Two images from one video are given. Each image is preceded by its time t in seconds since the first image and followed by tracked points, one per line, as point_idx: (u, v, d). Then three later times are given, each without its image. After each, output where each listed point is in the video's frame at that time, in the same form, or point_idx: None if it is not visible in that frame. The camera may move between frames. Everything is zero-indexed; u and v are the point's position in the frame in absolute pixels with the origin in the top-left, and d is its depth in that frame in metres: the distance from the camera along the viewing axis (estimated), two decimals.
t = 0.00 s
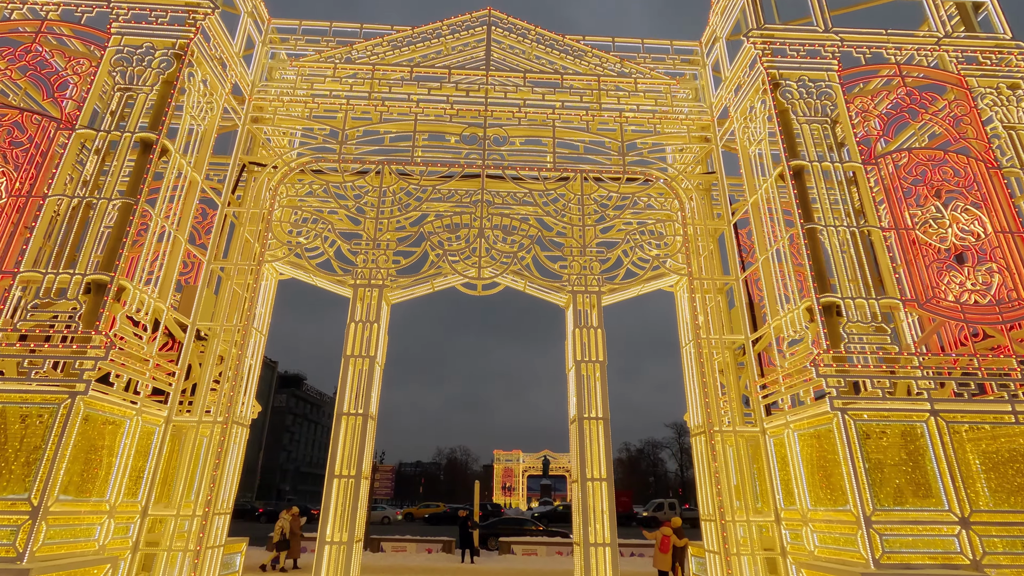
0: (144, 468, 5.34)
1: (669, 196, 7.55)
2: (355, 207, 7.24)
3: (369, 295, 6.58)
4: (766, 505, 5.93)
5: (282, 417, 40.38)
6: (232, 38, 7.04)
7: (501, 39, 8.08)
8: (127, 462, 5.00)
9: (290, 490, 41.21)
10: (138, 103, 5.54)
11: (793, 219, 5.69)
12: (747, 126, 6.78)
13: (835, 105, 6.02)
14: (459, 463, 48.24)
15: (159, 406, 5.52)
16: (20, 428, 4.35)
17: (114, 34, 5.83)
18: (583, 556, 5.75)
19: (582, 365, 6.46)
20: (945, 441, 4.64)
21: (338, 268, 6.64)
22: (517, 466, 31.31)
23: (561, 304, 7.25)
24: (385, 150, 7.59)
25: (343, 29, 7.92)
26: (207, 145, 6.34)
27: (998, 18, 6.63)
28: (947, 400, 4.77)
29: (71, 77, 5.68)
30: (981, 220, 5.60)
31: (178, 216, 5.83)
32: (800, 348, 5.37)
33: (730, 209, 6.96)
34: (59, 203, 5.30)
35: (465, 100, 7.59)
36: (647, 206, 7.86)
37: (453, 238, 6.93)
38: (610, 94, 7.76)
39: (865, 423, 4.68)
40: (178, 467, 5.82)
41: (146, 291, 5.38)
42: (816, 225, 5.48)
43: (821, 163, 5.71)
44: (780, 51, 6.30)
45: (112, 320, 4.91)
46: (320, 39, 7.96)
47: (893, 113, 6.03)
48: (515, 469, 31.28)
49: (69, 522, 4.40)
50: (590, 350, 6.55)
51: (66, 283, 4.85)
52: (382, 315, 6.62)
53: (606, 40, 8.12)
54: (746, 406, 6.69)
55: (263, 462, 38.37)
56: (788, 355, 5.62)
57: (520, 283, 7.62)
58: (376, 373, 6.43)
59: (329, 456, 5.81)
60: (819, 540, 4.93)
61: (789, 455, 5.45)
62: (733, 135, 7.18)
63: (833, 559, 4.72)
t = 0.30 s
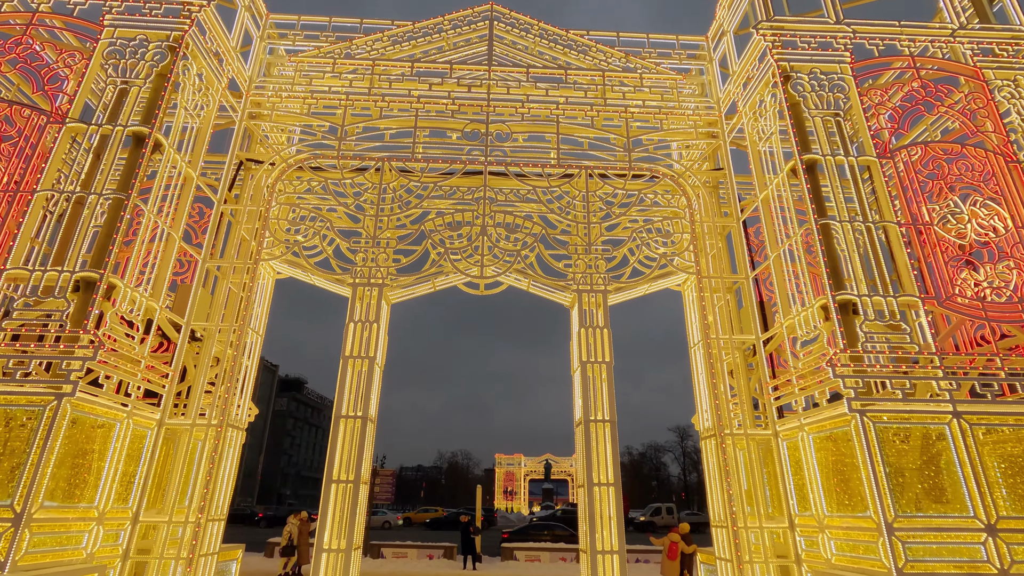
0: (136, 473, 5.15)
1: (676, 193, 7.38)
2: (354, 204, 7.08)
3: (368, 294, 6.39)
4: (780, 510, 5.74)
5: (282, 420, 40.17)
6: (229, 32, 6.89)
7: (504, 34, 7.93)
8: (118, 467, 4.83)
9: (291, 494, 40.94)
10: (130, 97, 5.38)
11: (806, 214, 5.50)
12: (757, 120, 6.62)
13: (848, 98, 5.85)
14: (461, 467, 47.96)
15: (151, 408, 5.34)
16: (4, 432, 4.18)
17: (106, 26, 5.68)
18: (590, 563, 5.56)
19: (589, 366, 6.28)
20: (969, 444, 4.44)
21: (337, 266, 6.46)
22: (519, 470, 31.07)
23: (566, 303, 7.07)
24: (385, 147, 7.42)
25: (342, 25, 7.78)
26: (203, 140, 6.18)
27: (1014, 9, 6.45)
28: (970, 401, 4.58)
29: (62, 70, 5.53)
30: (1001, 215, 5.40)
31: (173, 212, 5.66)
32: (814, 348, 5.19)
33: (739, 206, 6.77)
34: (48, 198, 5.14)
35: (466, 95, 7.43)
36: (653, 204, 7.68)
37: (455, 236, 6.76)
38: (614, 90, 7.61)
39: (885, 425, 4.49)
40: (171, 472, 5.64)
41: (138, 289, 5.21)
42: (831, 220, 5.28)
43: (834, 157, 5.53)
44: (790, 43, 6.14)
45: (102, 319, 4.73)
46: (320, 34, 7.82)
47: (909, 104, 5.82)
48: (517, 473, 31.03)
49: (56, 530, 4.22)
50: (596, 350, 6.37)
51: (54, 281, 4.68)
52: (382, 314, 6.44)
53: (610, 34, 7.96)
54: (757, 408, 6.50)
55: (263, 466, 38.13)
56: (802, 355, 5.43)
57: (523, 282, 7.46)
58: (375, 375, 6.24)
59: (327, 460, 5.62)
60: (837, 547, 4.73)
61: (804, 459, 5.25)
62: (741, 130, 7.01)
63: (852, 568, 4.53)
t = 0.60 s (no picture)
0: (122, 473, 4.98)
1: (679, 187, 7.23)
2: (349, 198, 6.92)
3: (363, 289, 6.23)
4: (785, 511, 5.59)
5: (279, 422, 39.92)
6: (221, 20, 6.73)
7: (503, 25, 7.78)
8: (102, 466, 4.66)
9: (287, 496, 40.66)
10: (118, 84, 5.22)
11: (813, 207, 5.34)
12: (761, 112, 6.47)
13: (855, 89, 5.70)
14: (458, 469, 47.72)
15: (138, 405, 5.18)
16: None
17: (94, 12, 5.52)
18: (591, 566, 5.39)
19: (589, 363, 6.13)
20: (984, 442, 4.29)
21: (331, 261, 6.30)
22: (517, 472, 30.87)
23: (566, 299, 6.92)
24: (381, 139, 7.26)
25: (338, 15, 7.63)
26: (194, 131, 6.02)
27: None
28: (985, 397, 4.43)
29: (48, 57, 5.37)
30: (1013, 207, 5.27)
31: (162, 203, 5.49)
32: (821, 344, 5.03)
33: (743, 200, 6.62)
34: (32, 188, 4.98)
35: (465, 87, 7.27)
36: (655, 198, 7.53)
37: (453, 230, 6.59)
38: (616, 83, 7.46)
39: (897, 423, 4.33)
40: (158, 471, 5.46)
41: (124, 282, 5.05)
42: (839, 212, 5.13)
43: (842, 148, 5.39)
44: (796, 33, 6.00)
45: (85, 312, 4.57)
46: (315, 25, 7.66)
47: (918, 95, 5.69)
48: (516, 475, 30.82)
49: (36, 531, 4.05)
50: (597, 347, 6.21)
51: (36, 273, 4.52)
52: (377, 310, 6.27)
53: (611, 26, 7.81)
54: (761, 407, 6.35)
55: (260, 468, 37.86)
56: (808, 352, 5.28)
57: (522, 278, 7.31)
58: (370, 372, 6.07)
59: (320, 459, 5.46)
60: (846, 549, 4.58)
61: (811, 458, 5.09)
62: (745, 122, 6.86)
63: (863, 570, 4.38)
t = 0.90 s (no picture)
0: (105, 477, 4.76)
1: (683, 184, 7.06)
2: (345, 194, 6.73)
3: (358, 286, 6.02)
4: (796, 517, 5.39)
5: (275, 427, 39.56)
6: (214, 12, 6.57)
7: (503, 20, 7.62)
8: (83, 470, 4.44)
9: (283, 502, 40.24)
10: (104, 73, 5.04)
11: (824, 201, 5.17)
12: (768, 106, 6.31)
13: (865, 81, 5.55)
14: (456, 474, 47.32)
15: (123, 407, 4.96)
16: None
17: None
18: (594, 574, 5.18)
19: (592, 364, 5.94)
20: (1007, 445, 4.11)
21: (325, 258, 6.11)
22: (515, 478, 30.57)
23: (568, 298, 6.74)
24: (378, 135, 7.08)
25: (335, 9, 7.47)
26: (184, 123, 5.83)
27: None
28: (1007, 398, 4.24)
29: (31, 44, 5.17)
30: None
31: (150, 197, 5.30)
32: (834, 342, 4.85)
33: (749, 196, 6.45)
34: (12, 180, 4.78)
35: (464, 82, 7.11)
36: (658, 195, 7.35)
37: (451, 226, 6.40)
38: (618, 78, 7.30)
39: (915, 424, 4.15)
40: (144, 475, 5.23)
41: (108, 277, 4.85)
42: (850, 207, 4.96)
43: (853, 141, 5.23)
44: (803, 25, 5.85)
45: (66, 307, 4.36)
46: (311, 19, 7.50)
47: (931, 87, 5.50)
48: (514, 480, 30.50)
49: (10, 538, 3.83)
50: (600, 347, 6.03)
51: (15, 266, 4.32)
52: (372, 308, 6.07)
53: (613, 21, 7.66)
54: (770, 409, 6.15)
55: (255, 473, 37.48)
56: (820, 352, 5.09)
57: (522, 277, 7.14)
58: (365, 373, 5.86)
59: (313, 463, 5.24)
60: (863, 557, 4.39)
61: (824, 462, 4.90)
62: (751, 118, 6.70)
63: None
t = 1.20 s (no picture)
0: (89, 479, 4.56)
1: (688, 179, 6.90)
2: (342, 188, 6.55)
3: (355, 282, 5.84)
4: (808, 522, 5.20)
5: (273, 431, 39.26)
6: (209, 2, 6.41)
7: (504, 12, 7.48)
8: (67, 471, 4.24)
9: (281, 507, 39.90)
10: (92, 60, 4.86)
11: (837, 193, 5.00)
12: (776, 99, 6.17)
13: (878, 71, 5.39)
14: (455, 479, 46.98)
15: (110, 406, 4.77)
16: None
17: None
18: None
19: (597, 363, 5.76)
20: None
21: (322, 253, 5.93)
22: (515, 482, 30.31)
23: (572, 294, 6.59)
24: (376, 128, 6.91)
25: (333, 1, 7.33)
26: (177, 114, 5.67)
27: None
28: None
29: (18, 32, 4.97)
30: None
31: (140, 188, 5.12)
32: (847, 339, 4.69)
33: (757, 191, 6.29)
34: None
35: (464, 74, 6.95)
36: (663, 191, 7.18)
37: (451, 221, 6.22)
38: (622, 71, 7.14)
39: (936, 423, 3.97)
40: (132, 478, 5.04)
41: (95, 271, 4.67)
42: (864, 199, 4.80)
43: (866, 132, 5.06)
44: (813, 14, 5.70)
45: (49, 302, 4.18)
46: (308, 11, 7.35)
47: (944, 78, 5.34)
48: (513, 485, 30.21)
49: None
50: (604, 345, 5.85)
51: None
52: (370, 305, 5.88)
53: (617, 14, 7.53)
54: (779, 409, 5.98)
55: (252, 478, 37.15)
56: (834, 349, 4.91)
57: (524, 273, 6.98)
58: (362, 371, 5.68)
59: (307, 465, 5.04)
60: (881, 563, 4.20)
61: (838, 463, 4.71)
62: (758, 111, 6.55)
63: None
